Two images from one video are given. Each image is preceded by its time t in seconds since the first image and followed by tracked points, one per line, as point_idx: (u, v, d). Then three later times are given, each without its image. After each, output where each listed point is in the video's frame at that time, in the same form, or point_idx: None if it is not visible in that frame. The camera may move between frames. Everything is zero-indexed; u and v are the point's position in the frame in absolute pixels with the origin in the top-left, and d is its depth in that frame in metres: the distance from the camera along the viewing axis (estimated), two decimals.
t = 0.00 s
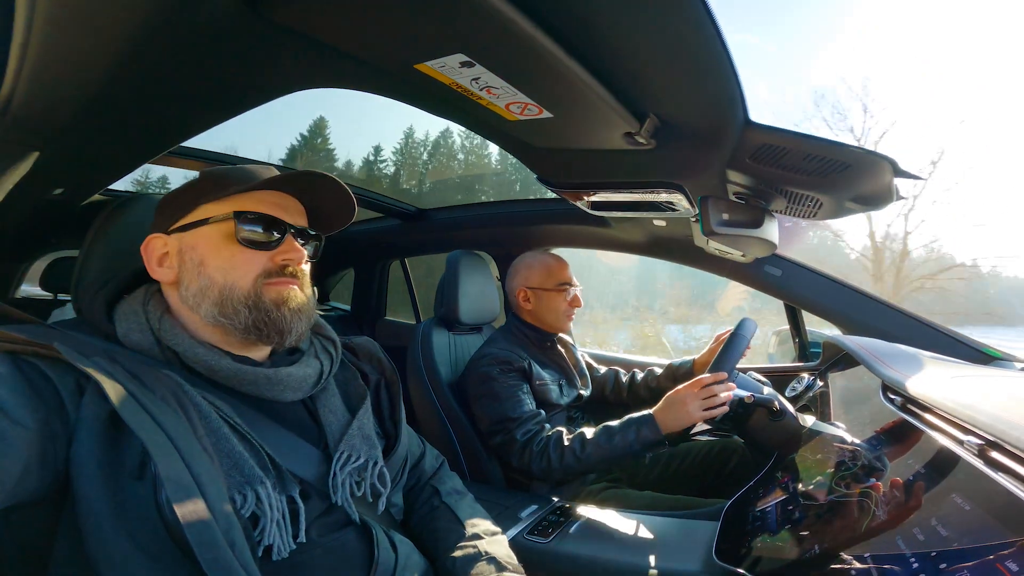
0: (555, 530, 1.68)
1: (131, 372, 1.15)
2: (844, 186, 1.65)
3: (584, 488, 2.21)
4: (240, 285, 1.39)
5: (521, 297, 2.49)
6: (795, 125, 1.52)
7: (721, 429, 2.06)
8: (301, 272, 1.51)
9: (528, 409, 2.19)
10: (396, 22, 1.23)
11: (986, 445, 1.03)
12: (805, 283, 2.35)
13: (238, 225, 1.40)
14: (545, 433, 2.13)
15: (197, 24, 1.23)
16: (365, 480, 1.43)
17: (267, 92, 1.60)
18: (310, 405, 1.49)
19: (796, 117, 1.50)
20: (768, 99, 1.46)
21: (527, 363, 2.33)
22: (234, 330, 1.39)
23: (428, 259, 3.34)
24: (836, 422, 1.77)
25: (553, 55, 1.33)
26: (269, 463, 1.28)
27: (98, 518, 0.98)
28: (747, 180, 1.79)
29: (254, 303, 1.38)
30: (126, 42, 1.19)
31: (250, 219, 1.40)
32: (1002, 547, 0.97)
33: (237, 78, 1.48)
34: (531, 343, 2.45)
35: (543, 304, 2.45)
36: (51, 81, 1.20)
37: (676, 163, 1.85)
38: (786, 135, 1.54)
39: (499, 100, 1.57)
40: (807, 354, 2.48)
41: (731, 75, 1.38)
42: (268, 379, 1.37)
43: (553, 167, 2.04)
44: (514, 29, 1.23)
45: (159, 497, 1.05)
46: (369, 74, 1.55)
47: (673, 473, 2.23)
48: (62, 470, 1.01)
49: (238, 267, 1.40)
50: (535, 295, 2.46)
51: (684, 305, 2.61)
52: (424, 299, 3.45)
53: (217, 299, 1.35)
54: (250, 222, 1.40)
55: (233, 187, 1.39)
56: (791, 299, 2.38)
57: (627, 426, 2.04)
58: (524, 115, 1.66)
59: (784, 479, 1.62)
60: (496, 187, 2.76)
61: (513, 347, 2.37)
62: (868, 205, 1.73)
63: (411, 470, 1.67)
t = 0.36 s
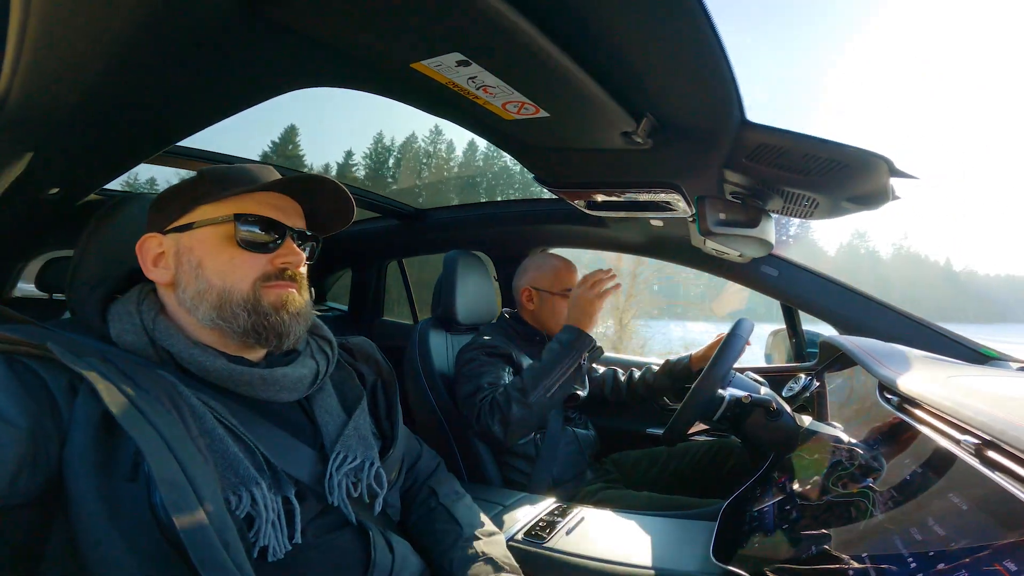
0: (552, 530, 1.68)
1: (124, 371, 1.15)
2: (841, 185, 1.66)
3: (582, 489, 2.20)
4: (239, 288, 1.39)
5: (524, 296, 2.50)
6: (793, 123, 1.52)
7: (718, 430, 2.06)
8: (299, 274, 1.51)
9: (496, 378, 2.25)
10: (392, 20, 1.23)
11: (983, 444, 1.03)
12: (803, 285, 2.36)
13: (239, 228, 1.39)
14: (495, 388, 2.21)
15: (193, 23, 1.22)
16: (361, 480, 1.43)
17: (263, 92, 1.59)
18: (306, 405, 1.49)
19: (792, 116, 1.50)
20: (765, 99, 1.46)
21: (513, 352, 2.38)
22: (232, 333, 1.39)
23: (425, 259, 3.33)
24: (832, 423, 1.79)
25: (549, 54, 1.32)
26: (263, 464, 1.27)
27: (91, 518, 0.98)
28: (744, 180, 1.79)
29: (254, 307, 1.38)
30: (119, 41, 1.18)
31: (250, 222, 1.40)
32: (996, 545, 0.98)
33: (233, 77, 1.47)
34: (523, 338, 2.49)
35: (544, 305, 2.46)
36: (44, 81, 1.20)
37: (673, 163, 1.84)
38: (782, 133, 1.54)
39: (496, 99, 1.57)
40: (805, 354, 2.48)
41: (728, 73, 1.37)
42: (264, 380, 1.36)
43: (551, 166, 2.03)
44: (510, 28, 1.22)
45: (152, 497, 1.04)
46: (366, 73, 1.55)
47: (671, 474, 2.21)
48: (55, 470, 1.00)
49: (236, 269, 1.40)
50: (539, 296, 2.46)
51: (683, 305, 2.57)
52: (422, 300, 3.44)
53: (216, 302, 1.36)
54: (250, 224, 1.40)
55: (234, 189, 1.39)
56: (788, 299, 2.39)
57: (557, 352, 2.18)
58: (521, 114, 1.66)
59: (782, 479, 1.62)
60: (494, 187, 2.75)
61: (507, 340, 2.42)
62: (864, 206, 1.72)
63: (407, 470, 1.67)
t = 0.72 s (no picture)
0: (548, 532, 1.68)
1: (119, 375, 1.14)
2: (834, 190, 1.67)
3: (577, 492, 2.21)
4: (201, 286, 1.35)
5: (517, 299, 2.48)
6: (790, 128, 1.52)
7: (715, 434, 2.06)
8: (274, 275, 1.47)
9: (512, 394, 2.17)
10: (391, 23, 1.23)
11: (976, 449, 1.03)
12: (795, 287, 2.37)
13: (202, 225, 1.37)
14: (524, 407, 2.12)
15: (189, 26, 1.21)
16: (357, 483, 1.42)
17: (260, 94, 1.58)
18: (302, 408, 1.48)
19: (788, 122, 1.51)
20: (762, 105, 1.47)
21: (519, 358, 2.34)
22: (196, 333, 1.36)
23: (421, 261, 3.33)
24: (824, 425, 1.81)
25: (547, 58, 1.33)
26: (259, 467, 1.27)
27: (85, 523, 0.97)
28: (739, 184, 1.80)
29: (213, 306, 1.35)
30: (117, 43, 1.17)
31: (215, 218, 1.37)
32: (990, 549, 0.99)
33: (230, 79, 1.47)
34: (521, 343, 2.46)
35: (534, 305, 2.45)
36: (38, 84, 1.19)
37: (669, 167, 1.85)
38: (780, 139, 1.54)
39: (494, 102, 1.57)
40: (798, 357, 2.50)
41: (727, 78, 1.38)
42: (259, 382, 1.35)
43: (548, 169, 2.03)
44: (509, 31, 1.23)
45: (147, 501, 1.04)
46: (365, 75, 1.55)
47: (666, 476, 2.22)
48: (48, 474, 1.00)
49: (201, 268, 1.37)
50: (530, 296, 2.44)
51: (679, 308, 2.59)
52: (417, 301, 3.44)
53: (179, 301, 1.33)
54: (213, 221, 1.37)
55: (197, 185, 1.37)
56: (780, 301, 2.40)
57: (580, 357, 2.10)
58: (518, 117, 1.66)
59: (774, 482, 1.63)
60: (490, 190, 2.76)
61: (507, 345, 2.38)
62: (860, 211, 1.76)
63: (403, 473, 1.66)
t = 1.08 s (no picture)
0: (539, 533, 1.67)
1: (99, 378, 1.13)
2: (818, 195, 1.67)
3: (566, 492, 2.21)
4: (181, 289, 1.34)
5: (506, 300, 2.49)
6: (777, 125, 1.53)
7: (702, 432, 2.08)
8: (255, 277, 1.46)
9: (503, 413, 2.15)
10: (379, 20, 1.22)
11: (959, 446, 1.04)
12: (780, 286, 2.39)
13: (182, 227, 1.36)
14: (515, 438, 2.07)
15: (174, 27, 1.20)
16: (346, 485, 1.41)
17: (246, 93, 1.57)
18: (289, 410, 1.47)
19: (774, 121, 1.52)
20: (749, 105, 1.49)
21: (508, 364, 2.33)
22: (175, 337, 1.35)
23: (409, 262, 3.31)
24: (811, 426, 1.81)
25: (536, 56, 1.33)
26: (244, 469, 1.25)
27: (67, 527, 0.95)
28: (727, 185, 1.82)
29: (193, 309, 1.34)
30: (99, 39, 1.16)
31: (196, 220, 1.37)
32: (975, 545, 1.00)
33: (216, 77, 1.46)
34: (513, 345, 2.44)
35: (526, 305, 2.46)
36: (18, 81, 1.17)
37: (657, 167, 1.86)
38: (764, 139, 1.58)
39: (483, 102, 1.57)
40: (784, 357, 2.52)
41: (715, 75, 1.39)
42: (244, 384, 1.34)
43: (536, 170, 2.03)
44: (498, 29, 1.23)
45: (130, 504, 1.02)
46: (352, 73, 1.54)
47: (655, 475, 2.23)
48: (28, 477, 0.98)
49: (181, 271, 1.36)
50: (519, 297, 2.46)
51: (668, 310, 2.60)
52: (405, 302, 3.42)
53: (157, 304, 1.31)
54: (193, 223, 1.37)
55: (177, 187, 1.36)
56: (766, 300, 2.41)
57: (597, 431, 1.96)
58: (507, 117, 1.66)
59: (762, 482, 1.63)
60: (478, 190, 2.75)
61: (495, 350, 2.35)
62: (841, 211, 1.73)
63: (392, 475, 1.65)
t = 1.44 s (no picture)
0: (517, 532, 1.68)
1: (56, 381, 1.10)
2: (788, 195, 1.72)
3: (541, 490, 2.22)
4: (143, 289, 1.31)
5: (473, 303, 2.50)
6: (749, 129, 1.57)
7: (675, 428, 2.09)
8: (221, 276, 1.43)
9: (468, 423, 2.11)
10: (356, 19, 1.21)
11: (920, 442, 1.06)
12: (750, 285, 2.47)
13: (144, 224, 1.33)
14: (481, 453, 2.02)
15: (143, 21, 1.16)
16: (321, 487, 1.40)
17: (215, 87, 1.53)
18: (258, 410, 1.45)
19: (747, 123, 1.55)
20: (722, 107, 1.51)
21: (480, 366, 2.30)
22: (138, 338, 1.31)
23: (382, 259, 3.28)
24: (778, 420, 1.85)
25: (515, 57, 1.33)
26: (213, 472, 1.23)
27: (30, 536, 0.93)
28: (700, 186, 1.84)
29: (157, 309, 1.30)
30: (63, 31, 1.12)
31: (159, 217, 1.33)
32: (937, 538, 1.04)
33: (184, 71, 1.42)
34: (487, 345, 2.44)
35: (495, 306, 2.46)
36: None
37: (632, 168, 1.88)
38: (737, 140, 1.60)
39: (459, 101, 1.57)
40: (753, 353, 2.57)
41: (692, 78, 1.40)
42: (211, 386, 1.31)
43: (512, 169, 2.03)
44: (478, 29, 1.22)
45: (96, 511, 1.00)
46: (327, 70, 1.51)
47: (628, 471, 2.26)
48: None
49: (143, 269, 1.33)
50: (486, 299, 2.47)
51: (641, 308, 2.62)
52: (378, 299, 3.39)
53: (118, 304, 1.27)
54: (156, 220, 1.33)
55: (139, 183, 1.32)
56: (736, 299, 2.49)
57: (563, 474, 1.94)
58: (484, 116, 1.65)
59: (735, 478, 1.69)
60: (452, 188, 2.74)
61: (468, 351, 2.33)
62: (811, 212, 1.80)
63: (368, 475, 1.64)
